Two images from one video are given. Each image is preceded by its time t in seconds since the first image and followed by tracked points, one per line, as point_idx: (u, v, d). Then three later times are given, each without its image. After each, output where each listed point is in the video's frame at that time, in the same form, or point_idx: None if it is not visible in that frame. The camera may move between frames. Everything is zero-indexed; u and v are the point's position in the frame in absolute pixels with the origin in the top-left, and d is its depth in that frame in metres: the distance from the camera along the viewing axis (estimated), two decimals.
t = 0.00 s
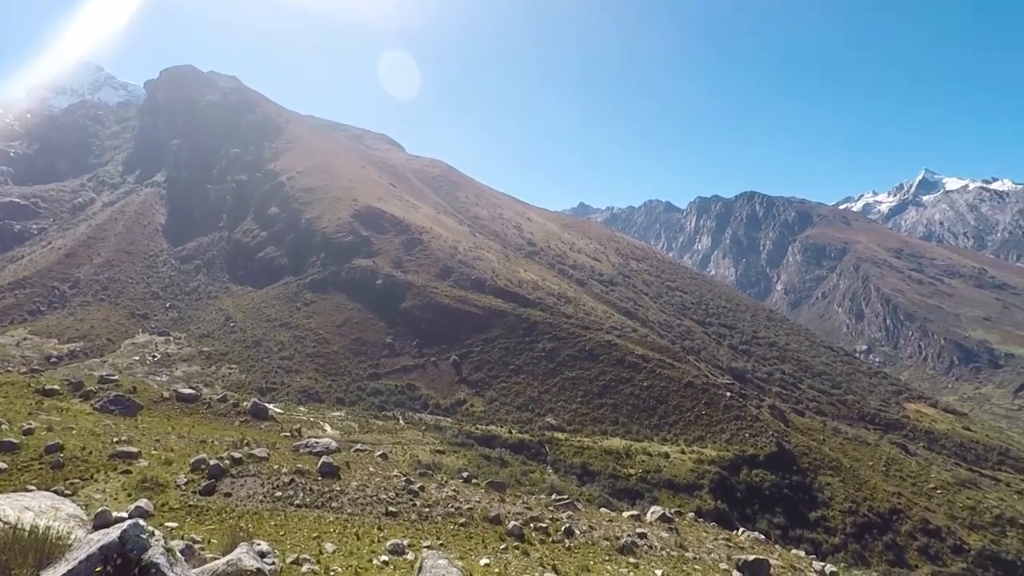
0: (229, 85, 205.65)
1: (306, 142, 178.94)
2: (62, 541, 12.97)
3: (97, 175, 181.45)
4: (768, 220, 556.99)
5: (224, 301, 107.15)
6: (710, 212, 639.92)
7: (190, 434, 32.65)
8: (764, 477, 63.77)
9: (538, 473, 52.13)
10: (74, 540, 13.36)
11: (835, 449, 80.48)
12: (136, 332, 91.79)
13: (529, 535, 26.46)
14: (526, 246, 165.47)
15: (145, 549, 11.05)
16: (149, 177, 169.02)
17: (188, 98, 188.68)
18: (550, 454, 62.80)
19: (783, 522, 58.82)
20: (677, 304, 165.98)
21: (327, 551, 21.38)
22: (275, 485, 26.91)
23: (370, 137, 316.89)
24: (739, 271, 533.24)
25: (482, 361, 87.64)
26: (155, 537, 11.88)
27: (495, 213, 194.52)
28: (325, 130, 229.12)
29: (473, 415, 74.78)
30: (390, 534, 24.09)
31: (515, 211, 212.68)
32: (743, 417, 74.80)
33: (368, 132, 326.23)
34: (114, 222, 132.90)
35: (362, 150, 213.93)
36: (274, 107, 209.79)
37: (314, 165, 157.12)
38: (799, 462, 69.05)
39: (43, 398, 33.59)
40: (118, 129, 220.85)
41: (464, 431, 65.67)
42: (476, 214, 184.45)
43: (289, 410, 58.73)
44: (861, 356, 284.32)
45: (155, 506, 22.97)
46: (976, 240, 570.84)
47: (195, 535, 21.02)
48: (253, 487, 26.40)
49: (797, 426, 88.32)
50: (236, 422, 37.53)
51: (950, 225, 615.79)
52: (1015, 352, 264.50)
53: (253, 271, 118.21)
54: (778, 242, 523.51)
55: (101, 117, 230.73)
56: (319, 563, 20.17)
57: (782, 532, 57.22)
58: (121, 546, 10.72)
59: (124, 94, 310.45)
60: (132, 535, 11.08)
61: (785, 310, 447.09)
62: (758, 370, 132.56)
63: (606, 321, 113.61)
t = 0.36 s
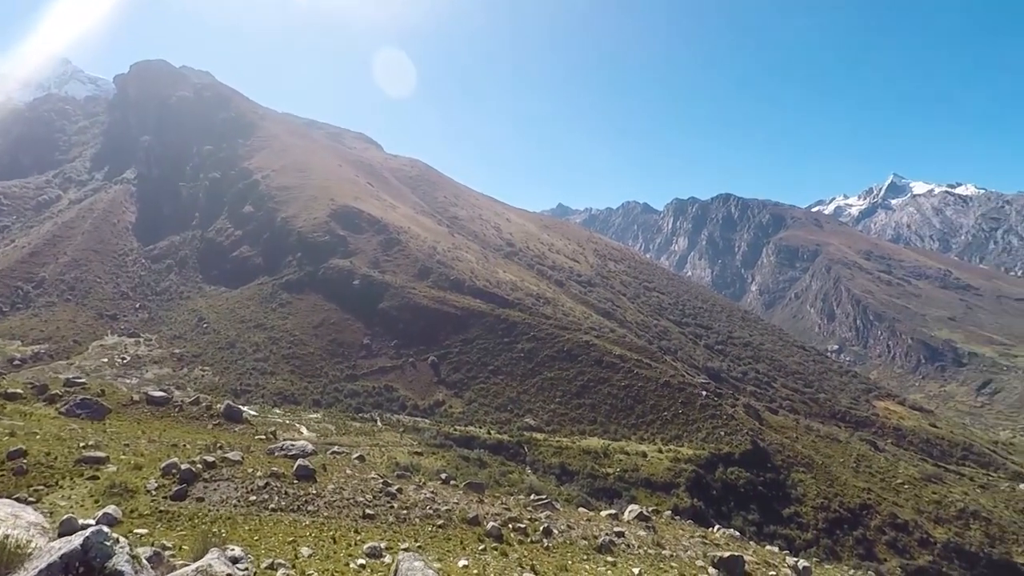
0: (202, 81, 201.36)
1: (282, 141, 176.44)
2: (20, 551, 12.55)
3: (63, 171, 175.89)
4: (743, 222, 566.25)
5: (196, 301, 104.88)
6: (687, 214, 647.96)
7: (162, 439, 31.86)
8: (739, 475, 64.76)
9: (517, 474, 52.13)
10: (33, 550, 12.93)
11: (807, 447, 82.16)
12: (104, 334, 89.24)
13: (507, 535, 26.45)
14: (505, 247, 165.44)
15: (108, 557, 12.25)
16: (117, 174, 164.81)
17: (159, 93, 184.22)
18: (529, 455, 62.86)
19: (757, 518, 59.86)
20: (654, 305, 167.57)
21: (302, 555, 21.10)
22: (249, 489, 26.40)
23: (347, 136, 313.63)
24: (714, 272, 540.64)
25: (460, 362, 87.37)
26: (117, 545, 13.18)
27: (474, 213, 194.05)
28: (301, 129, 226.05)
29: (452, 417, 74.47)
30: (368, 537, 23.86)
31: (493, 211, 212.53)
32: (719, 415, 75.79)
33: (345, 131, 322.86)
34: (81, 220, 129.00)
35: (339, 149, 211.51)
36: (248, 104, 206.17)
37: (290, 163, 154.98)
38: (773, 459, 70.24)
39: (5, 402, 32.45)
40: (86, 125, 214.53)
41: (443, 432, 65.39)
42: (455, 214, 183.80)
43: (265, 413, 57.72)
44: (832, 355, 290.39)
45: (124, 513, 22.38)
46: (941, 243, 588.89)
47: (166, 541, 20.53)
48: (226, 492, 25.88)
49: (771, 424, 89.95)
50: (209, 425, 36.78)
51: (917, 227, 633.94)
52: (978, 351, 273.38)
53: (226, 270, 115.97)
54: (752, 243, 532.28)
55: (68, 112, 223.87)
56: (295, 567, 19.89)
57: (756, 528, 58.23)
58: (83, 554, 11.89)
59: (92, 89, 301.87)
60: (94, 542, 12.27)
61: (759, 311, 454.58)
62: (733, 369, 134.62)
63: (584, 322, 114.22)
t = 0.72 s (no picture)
0: (174, 74, 196.89)
1: (257, 137, 173.61)
2: None
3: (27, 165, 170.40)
4: (719, 222, 573.91)
5: (168, 300, 102.69)
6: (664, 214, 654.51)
7: (132, 440, 31.18)
8: (714, 471, 65.65)
9: (495, 472, 52.16)
10: None
11: (780, 443, 83.69)
12: (71, 333, 86.82)
13: (485, 534, 26.43)
14: (484, 246, 165.22)
15: (71, 562, 12.79)
16: (85, 169, 160.62)
17: (129, 87, 179.55)
18: (507, 453, 62.93)
19: (731, 514, 60.77)
20: (631, 303, 169.00)
21: (277, 557, 20.85)
22: (222, 490, 25.95)
23: (324, 133, 310.00)
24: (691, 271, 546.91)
25: (438, 361, 87.08)
26: (79, 549, 13.37)
27: (452, 211, 193.39)
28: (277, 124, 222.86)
29: (430, 415, 74.19)
30: (344, 537, 23.66)
31: (472, 210, 212.12)
32: (695, 413, 76.72)
33: (321, 128, 319.11)
34: (47, 216, 125.21)
35: (316, 146, 208.80)
36: (222, 99, 202.32)
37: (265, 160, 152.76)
38: (748, 455, 71.30)
39: None
40: (52, 117, 208.09)
41: (421, 431, 65.15)
42: (433, 212, 182.95)
43: (238, 413, 56.83)
44: (805, 353, 295.95)
45: (92, 515, 21.87)
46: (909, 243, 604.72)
47: (135, 544, 20.11)
48: (199, 493, 25.42)
49: (745, 421, 91.44)
50: (181, 426, 36.12)
51: (886, 228, 649.86)
52: (943, 348, 281.39)
53: (199, 268, 113.71)
54: (728, 243, 539.92)
55: (33, 105, 216.92)
56: (268, 569, 19.65)
57: (731, 524, 59.20)
58: (44, 558, 12.44)
59: (58, 81, 293.32)
60: (57, 548, 12.75)
61: (734, 309, 461.10)
62: (708, 367, 136.47)
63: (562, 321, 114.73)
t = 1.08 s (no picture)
0: (148, 71, 193.04)
1: (235, 135, 171.28)
2: None
3: None
4: (699, 223, 580.04)
5: (143, 300, 100.73)
6: (645, 215, 659.43)
7: (104, 442, 30.55)
8: (693, 470, 66.31)
9: (476, 472, 52.15)
10: None
11: (758, 441, 84.91)
12: (41, 334, 84.62)
13: (465, 534, 26.41)
14: (465, 246, 164.93)
15: (36, 568, 12.68)
16: (56, 166, 156.73)
17: (102, 83, 175.48)
18: (488, 453, 62.96)
19: (710, 512, 61.50)
20: (612, 304, 170.04)
21: (254, 560, 20.63)
22: (199, 493, 25.57)
23: (304, 131, 306.75)
24: (671, 271, 551.57)
25: (419, 361, 86.75)
26: (45, 554, 13.24)
27: (434, 211, 192.70)
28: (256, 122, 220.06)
29: (410, 416, 73.87)
30: (323, 539, 23.47)
31: (454, 210, 211.61)
32: (675, 412, 77.36)
33: (300, 126, 315.70)
34: (17, 213, 121.87)
35: (296, 144, 206.54)
36: (199, 96, 199.03)
37: (244, 159, 150.85)
38: (726, 454, 72.11)
39: None
40: (21, 113, 202.49)
41: (401, 432, 64.89)
42: (415, 211, 182.14)
43: (215, 414, 56.02)
44: (782, 353, 300.37)
45: (62, 520, 21.43)
46: (883, 244, 618.01)
47: (108, 549, 19.76)
48: (174, 496, 25.01)
49: (723, 419, 92.64)
50: (156, 428, 35.51)
51: (861, 230, 663.37)
52: (916, 347, 288.08)
53: (176, 267, 111.72)
54: (707, 244, 545.84)
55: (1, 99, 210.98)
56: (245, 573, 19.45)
57: (710, 522, 59.91)
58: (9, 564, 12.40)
59: (28, 76, 285.86)
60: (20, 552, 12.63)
61: (713, 309, 466.06)
62: (688, 367, 137.82)
63: (543, 321, 115.04)
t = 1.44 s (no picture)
0: (126, 67, 190.12)
1: (216, 134, 169.18)
2: None
3: None
4: (682, 223, 584.71)
5: (121, 300, 98.94)
6: (628, 215, 663.06)
7: (81, 445, 30.02)
8: (676, 469, 66.83)
9: (460, 472, 52.08)
10: None
11: (740, 440, 85.86)
12: (14, 334, 82.66)
13: (449, 535, 26.37)
14: (449, 245, 164.54)
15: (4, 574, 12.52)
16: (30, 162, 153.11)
17: (78, 79, 171.93)
18: (472, 453, 62.91)
19: (693, 510, 62.04)
20: (596, 304, 170.75)
21: (235, 563, 20.42)
22: (178, 496, 25.21)
23: (286, 130, 303.52)
24: (654, 271, 554.98)
25: (403, 361, 86.40)
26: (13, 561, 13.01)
27: (418, 211, 191.94)
28: (237, 121, 217.40)
29: (394, 416, 73.53)
30: (305, 541, 23.27)
31: (438, 209, 211.01)
32: (658, 411, 77.85)
33: (282, 125, 312.51)
34: None
35: (278, 143, 204.47)
36: (179, 94, 196.04)
37: (225, 157, 149.19)
38: (709, 453, 72.74)
39: None
40: None
41: (385, 433, 64.62)
42: (399, 211, 181.28)
43: (195, 416, 55.25)
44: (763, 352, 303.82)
45: (36, 524, 21.00)
46: (862, 245, 628.29)
47: (85, 553, 19.42)
48: (153, 499, 24.64)
49: (706, 418, 93.53)
50: (134, 429, 34.96)
51: (841, 231, 673.51)
52: (893, 346, 293.21)
53: (155, 266, 109.96)
54: (689, 244, 550.39)
55: None
56: None
57: (692, 520, 60.46)
58: None
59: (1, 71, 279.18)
60: None
61: (696, 309, 469.74)
62: (671, 366, 138.85)
63: (528, 320, 115.20)
